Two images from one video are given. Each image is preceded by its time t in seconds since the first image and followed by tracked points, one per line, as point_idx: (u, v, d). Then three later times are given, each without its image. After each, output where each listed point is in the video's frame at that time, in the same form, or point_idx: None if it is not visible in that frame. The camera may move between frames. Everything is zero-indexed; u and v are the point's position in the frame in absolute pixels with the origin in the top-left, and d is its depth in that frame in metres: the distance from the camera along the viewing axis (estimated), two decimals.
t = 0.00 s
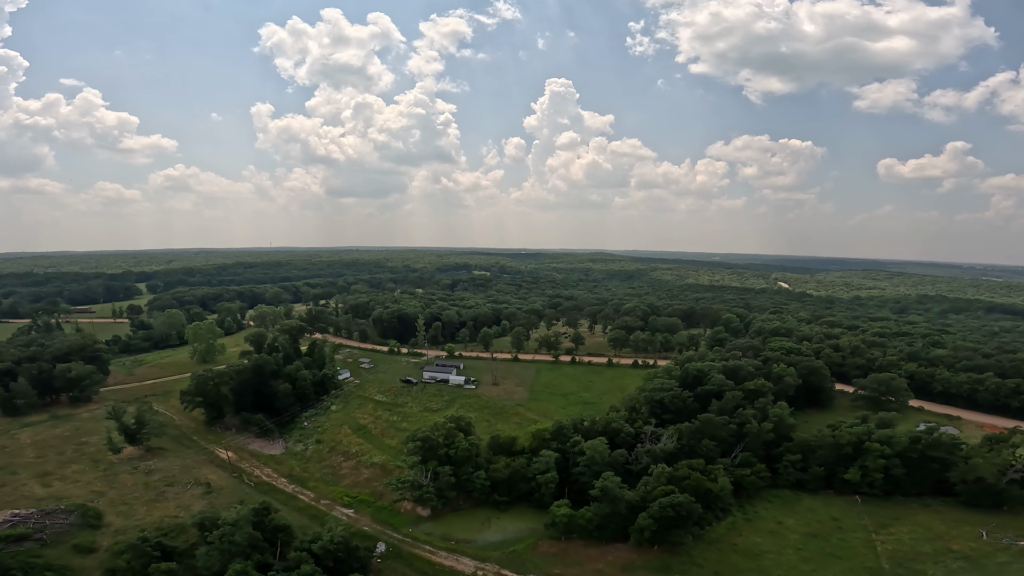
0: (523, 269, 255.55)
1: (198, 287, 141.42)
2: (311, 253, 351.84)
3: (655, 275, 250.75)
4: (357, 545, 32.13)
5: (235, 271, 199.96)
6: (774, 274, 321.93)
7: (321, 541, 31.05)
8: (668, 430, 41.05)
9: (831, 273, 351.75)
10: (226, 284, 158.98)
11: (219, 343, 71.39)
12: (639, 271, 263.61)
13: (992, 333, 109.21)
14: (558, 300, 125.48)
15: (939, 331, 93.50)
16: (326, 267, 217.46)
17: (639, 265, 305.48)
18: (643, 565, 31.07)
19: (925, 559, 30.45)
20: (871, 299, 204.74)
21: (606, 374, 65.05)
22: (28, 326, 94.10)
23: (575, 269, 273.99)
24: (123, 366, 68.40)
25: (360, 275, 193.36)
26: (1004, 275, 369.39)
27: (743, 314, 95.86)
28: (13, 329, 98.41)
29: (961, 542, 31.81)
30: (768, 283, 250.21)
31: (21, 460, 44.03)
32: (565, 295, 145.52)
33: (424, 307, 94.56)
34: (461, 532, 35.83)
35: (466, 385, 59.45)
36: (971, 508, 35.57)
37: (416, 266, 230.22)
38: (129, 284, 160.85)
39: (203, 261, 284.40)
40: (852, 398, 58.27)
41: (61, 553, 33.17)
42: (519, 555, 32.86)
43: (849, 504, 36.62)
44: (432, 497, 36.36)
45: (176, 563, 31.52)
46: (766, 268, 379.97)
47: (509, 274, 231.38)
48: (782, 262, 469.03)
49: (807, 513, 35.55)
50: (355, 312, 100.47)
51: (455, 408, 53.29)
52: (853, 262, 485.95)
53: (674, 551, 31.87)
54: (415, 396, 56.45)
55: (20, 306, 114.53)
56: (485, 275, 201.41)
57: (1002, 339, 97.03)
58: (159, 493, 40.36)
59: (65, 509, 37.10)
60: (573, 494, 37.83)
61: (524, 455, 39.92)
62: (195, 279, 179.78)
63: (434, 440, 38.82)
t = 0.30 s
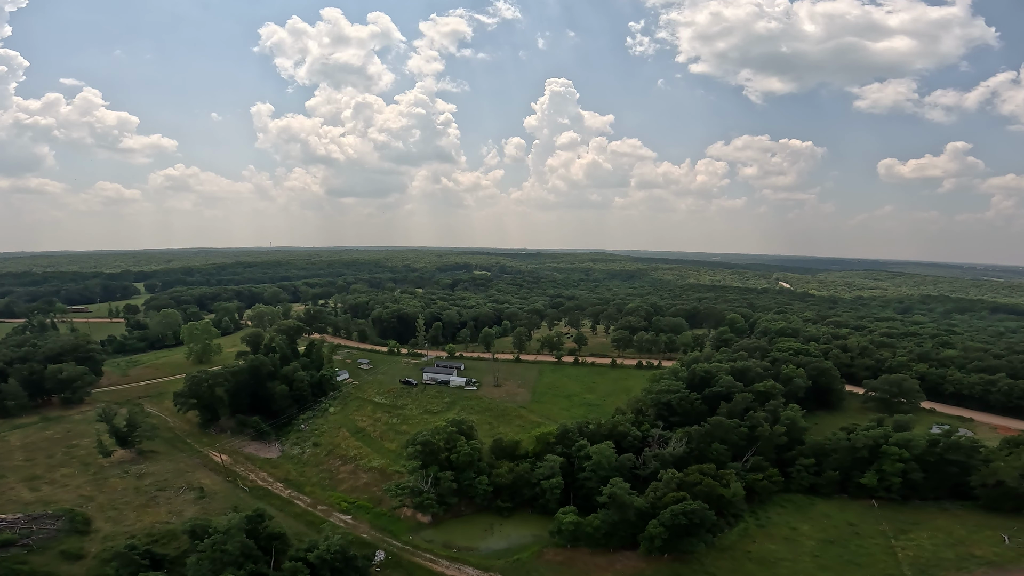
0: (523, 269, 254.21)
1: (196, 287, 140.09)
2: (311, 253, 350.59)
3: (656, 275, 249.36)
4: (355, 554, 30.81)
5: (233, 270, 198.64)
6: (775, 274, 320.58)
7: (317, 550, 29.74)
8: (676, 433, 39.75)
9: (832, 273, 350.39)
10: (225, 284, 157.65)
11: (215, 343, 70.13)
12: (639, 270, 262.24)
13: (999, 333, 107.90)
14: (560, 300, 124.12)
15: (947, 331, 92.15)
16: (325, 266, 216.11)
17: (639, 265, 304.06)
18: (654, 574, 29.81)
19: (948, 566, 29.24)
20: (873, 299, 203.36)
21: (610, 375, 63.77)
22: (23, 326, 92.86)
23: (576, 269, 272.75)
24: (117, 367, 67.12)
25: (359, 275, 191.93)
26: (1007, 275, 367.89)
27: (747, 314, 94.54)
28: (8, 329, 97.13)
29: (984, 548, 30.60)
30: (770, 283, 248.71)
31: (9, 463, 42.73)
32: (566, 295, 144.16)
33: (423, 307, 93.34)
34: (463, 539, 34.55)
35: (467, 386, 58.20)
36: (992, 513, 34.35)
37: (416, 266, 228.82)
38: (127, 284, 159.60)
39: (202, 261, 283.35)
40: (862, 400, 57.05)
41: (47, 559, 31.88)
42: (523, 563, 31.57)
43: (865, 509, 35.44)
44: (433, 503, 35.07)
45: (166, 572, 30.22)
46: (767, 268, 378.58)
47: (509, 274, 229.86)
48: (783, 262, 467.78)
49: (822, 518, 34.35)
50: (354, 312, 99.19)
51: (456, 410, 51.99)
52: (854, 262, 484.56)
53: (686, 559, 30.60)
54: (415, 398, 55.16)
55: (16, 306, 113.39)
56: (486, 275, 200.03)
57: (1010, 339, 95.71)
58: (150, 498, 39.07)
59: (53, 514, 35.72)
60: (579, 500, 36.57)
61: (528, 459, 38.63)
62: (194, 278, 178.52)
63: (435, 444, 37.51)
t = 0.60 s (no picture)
0: (524, 269, 252.86)
1: (194, 287, 138.82)
2: (311, 252, 350.36)
3: (657, 275, 247.96)
4: (352, 563, 29.49)
5: (232, 270, 197.34)
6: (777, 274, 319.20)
7: (313, 559, 28.40)
8: (685, 437, 38.43)
9: (834, 273, 348.99)
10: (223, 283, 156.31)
11: (211, 343, 68.85)
12: (641, 271, 260.80)
13: (1007, 334, 106.47)
14: (561, 300, 122.80)
15: (956, 331, 90.87)
16: (324, 266, 214.80)
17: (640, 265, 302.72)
18: None
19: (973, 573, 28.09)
20: (876, 299, 201.93)
21: (614, 376, 62.47)
22: (18, 326, 91.58)
23: (577, 269, 271.44)
24: (111, 368, 65.83)
25: (359, 275, 190.61)
26: (1009, 275, 366.47)
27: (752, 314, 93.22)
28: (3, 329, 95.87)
29: (1010, 554, 29.40)
30: (771, 283, 247.40)
31: None
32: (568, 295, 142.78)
33: (424, 307, 92.06)
34: (465, 548, 33.21)
35: (468, 388, 56.94)
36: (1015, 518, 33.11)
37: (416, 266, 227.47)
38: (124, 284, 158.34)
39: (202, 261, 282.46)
40: (873, 402, 55.83)
41: (32, 566, 30.55)
42: (529, 573, 30.25)
43: (883, 515, 34.36)
44: (434, 510, 33.73)
45: None
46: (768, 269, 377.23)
47: (510, 274, 228.46)
48: (785, 262, 466.47)
49: (838, 524, 33.32)
50: (354, 312, 97.91)
51: (457, 412, 50.69)
52: (855, 263, 483.26)
53: (699, 568, 29.33)
54: (416, 400, 53.86)
55: (12, 306, 112.17)
56: (487, 274, 198.75)
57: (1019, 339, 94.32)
58: (140, 503, 37.75)
59: (39, 519, 34.30)
60: (585, 506, 35.34)
61: (531, 464, 37.34)
62: (192, 278, 177.29)
63: (436, 448, 36.20)
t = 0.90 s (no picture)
0: (524, 268, 251.55)
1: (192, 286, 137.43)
2: (311, 252, 348.38)
3: (658, 275, 246.59)
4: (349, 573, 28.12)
5: (230, 270, 195.99)
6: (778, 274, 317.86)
7: (308, 570, 27.00)
8: (696, 440, 37.10)
9: (835, 273, 347.72)
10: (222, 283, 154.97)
11: (207, 343, 67.47)
12: (642, 271, 259.46)
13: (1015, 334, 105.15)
14: (563, 300, 121.44)
15: (964, 332, 89.56)
16: (324, 266, 213.43)
17: (641, 265, 301.42)
18: None
19: None
20: (879, 299, 200.62)
21: (618, 377, 61.14)
22: (11, 326, 90.23)
23: (578, 269, 269.84)
24: (105, 368, 64.47)
25: (358, 274, 189.20)
26: (1011, 276, 365.32)
27: (757, 314, 91.90)
28: None
29: None
30: (773, 283, 246.15)
31: None
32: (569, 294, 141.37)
33: (424, 307, 90.72)
34: (467, 556, 31.84)
35: (470, 389, 55.66)
36: None
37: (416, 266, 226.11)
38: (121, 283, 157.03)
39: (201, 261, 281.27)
40: (884, 404, 54.58)
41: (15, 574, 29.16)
42: None
43: (902, 520, 33.25)
44: (435, 517, 32.34)
45: None
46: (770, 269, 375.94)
47: (510, 274, 227.05)
48: (786, 263, 465.06)
49: (857, 529, 32.28)
50: (353, 311, 96.55)
51: (458, 415, 49.33)
52: (856, 263, 482.18)
53: None
54: (416, 401, 52.53)
55: (6, 305, 110.83)
56: (487, 274, 197.28)
57: None
58: (130, 508, 36.38)
59: (25, 524, 32.86)
60: (592, 512, 34.04)
61: (536, 469, 35.97)
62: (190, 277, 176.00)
63: (437, 453, 34.81)
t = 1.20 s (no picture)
0: (525, 268, 250.16)
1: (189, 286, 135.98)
2: (311, 252, 348.23)
3: (660, 275, 245.25)
4: None
5: (229, 270, 194.59)
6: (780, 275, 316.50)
7: None
8: (707, 443, 35.74)
9: (836, 273, 346.35)
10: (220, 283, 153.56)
11: (202, 343, 66.06)
12: (643, 271, 258.16)
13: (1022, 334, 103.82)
14: (564, 300, 120.01)
15: (973, 332, 88.28)
16: (323, 266, 212.00)
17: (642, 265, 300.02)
18: None
19: None
20: (882, 300, 199.25)
21: (623, 378, 59.80)
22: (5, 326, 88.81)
23: (578, 269, 268.46)
24: (98, 369, 63.08)
25: (358, 274, 187.79)
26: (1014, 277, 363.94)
27: (762, 314, 90.54)
28: None
29: None
30: (775, 283, 244.62)
31: None
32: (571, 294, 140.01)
33: (424, 307, 89.37)
34: (470, 566, 30.45)
35: (471, 390, 54.34)
36: None
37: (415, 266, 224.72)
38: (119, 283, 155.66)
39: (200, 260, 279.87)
40: (896, 406, 53.32)
41: None
42: None
43: (923, 525, 32.06)
44: (436, 525, 30.95)
45: None
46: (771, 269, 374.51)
47: (511, 273, 225.66)
48: (787, 263, 463.62)
49: (877, 535, 31.09)
50: (352, 311, 95.18)
51: (459, 417, 47.99)
52: (857, 263, 480.89)
53: None
54: (416, 403, 51.17)
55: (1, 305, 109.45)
56: (488, 274, 195.84)
57: None
58: (118, 513, 35.00)
59: (8, 530, 31.25)
60: (600, 519, 32.75)
61: (541, 475, 34.60)
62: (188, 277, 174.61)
63: (438, 457, 33.40)
